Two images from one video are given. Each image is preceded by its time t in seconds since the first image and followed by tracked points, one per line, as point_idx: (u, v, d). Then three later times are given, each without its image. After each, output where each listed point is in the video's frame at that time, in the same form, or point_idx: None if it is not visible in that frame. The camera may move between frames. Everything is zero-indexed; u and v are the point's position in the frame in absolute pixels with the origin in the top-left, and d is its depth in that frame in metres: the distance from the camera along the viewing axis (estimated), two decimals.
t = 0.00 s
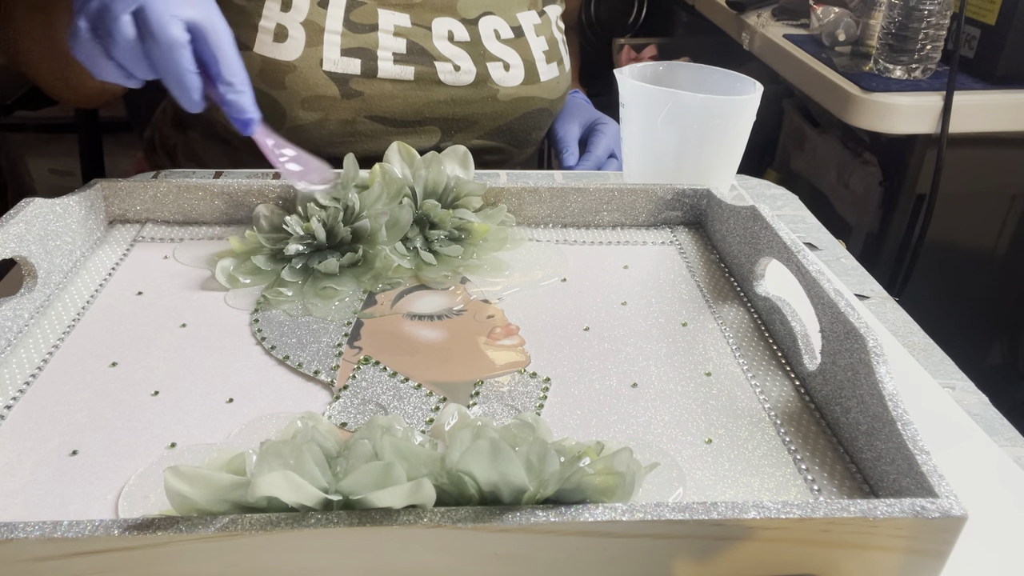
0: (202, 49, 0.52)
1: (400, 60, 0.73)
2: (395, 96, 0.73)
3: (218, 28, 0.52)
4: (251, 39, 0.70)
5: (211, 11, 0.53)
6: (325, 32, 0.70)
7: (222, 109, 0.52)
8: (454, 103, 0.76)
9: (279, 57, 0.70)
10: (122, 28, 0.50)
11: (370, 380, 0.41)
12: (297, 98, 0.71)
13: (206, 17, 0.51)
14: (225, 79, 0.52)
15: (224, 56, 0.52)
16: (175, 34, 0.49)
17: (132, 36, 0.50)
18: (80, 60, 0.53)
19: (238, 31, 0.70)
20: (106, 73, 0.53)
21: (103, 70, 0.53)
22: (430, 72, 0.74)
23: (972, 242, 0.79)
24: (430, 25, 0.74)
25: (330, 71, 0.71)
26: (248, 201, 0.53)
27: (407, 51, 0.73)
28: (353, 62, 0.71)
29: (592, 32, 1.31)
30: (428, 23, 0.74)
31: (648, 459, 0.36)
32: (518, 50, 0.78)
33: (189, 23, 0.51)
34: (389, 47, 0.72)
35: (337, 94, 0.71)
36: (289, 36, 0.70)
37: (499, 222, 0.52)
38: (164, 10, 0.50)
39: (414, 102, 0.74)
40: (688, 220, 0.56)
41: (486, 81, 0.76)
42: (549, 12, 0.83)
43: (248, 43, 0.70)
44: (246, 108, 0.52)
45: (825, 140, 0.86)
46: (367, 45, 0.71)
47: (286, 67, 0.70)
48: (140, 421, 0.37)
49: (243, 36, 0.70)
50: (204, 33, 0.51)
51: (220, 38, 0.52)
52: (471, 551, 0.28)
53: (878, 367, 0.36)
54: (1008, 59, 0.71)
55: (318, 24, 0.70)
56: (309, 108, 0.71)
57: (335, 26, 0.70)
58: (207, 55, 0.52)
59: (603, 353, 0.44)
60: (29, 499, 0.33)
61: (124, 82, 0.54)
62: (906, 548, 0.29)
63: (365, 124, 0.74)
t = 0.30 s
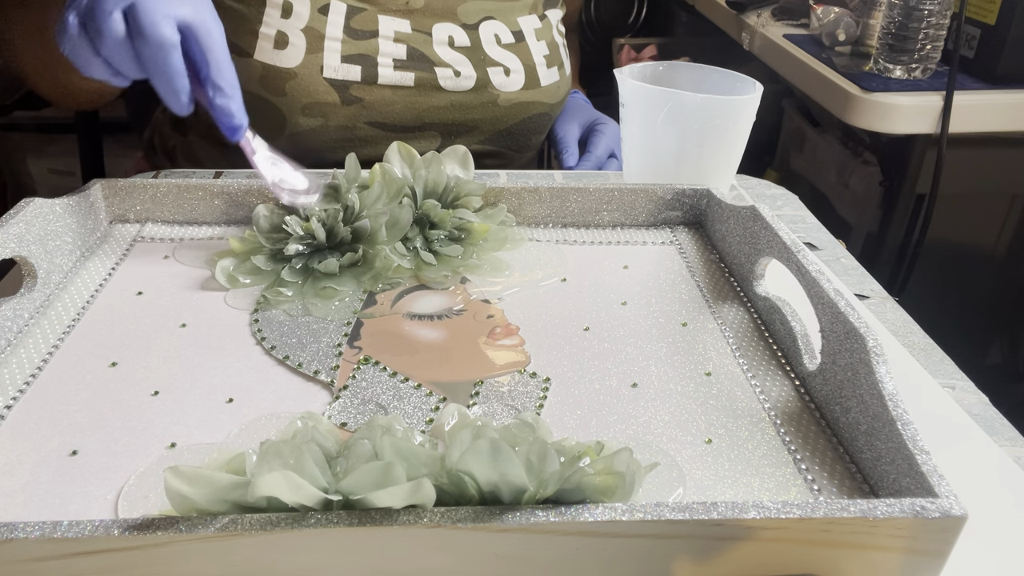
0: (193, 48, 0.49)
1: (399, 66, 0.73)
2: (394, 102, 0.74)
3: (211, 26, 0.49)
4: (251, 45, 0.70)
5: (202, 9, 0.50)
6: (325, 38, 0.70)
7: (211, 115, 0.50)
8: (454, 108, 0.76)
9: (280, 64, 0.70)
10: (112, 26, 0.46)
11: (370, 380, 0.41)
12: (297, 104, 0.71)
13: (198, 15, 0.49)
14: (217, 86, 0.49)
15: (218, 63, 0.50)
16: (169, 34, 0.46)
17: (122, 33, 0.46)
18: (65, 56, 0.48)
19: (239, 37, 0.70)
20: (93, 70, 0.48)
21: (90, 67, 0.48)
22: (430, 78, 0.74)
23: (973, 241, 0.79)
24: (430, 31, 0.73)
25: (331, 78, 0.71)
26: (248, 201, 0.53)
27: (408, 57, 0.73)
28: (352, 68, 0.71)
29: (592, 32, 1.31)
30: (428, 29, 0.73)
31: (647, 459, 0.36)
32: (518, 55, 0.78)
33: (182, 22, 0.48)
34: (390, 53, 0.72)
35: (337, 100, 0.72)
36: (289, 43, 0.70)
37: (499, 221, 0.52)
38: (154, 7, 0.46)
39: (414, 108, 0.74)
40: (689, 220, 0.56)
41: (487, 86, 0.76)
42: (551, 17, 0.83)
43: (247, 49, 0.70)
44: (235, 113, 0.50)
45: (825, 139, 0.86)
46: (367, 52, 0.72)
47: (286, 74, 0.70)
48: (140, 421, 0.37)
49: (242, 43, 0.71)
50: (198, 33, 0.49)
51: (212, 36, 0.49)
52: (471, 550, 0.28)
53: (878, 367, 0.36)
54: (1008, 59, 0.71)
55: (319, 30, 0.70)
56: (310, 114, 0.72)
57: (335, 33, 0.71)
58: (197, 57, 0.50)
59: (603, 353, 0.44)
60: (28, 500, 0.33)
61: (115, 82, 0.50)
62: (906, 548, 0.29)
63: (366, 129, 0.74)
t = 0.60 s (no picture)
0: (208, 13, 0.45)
1: (400, 69, 0.73)
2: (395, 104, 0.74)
3: None
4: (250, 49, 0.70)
5: None
6: (325, 41, 0.70)
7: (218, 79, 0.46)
8: (453, 112, 0.76)
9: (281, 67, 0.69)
10: None
11: (370, 380, 0.41)
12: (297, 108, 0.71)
13: None
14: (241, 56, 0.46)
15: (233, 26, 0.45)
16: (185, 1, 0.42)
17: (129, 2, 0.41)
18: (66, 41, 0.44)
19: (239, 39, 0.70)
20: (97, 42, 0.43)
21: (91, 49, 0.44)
22: (431, 81, 0.74)
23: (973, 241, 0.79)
24: (431, 33, 0.74)
25: (331, 82, 0.71)
26: (248, 201, 0.53)
27: (409, 60, 0.73)
28: (354, 71, 0.71)
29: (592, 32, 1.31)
30: (428, 32, 0.74)
31: (647, 459, 0.36)
32: (520, 58, 0.78)
33: None
34: (390, 57, 0.73)
35: (336, 103, 0.72)
36: (290, 46, 0.69)
37: (499, 221, 0.52)
38: None
39: (413, 110, 0.75)
40: (688, 220, 0.56)
41: (488, 89, 0.76)
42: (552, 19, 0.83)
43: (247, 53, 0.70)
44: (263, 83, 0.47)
45: (825, 139, 0.86)
46: (368, 55, 0.72)
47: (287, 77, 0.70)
48: (140, 421, 0.37)
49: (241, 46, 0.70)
50: None
51: None
52: (471, 550, 0.28)
53: (878, 367, 0.36)
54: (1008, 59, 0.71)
55: (318, 33, 0.70)
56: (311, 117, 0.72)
57: (336, 36, 0.71)
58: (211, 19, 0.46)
59: (603, 353, 0.44)
60: (28, 500, 0.33)
61: (131, 52, 0.35)
62: (906, 549, 0.29)
63: (367, 133, 0.74)
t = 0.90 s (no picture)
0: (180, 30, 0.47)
1: (401, 71, 0.73)
2: (395, 107, 0.74)
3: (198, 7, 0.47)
4: (249, 51, 0.70)
5: None
6: (325, 44, 0.70)
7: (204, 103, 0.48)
8: (454, 113, 0.76)
9: (280, 70, 0.70)
10: (100, 16, 0.42)
11: (370, 381, 0.41)
12: (297, 109, 0.71)
13: None
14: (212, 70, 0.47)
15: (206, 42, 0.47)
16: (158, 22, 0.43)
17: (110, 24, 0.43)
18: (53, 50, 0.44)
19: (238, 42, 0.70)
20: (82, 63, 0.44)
21: (80, 60, 0.44)
22: (430, 83, 0.74)
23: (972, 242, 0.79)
24: (431, 36, 0.73)
25: (331, 83, 0.71)
26: (248, 201, 0.53)
27: (409, 62, 0.73)
28: (353, 74, 0.71)
29: (592, 32, 1.31)
30: (429, 33, 0.73)
31: (647, 459, 0.36)
32: (520, 60, 0.78)
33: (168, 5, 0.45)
34: (390, 58, 0.72)
35: (338, 106, 0.72)
36: (289, 49, 0.70)
37: (499, 221, 0.52)
38: None
39: (413, 114, 0.75)
40: (688, 220, 0.56)
41: (489, 91, 0.76)
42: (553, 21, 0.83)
43: (246, 54, 0.70)
44: (231, 99, 0.48)
45: (825, 139, 0.87)
46: (367, 58, 0.72)
47: (287, 80, 0.70)
48: (140, 421, 0.37)
49: (241, 48, 0.70)
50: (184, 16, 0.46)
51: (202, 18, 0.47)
52: (472, 550, 0.28)
53: (878, 367, 0.36)
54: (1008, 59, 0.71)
55: (319, 35, 0.70)
56: (311, 120, 0.72)
57: (335, 38, 0.71)
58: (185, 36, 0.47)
59: (603, 353, 0.44)
60: (28, 500, 0.33)
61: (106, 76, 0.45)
62: (906, 548, 0.29)
63: (366, 135, 0.75)
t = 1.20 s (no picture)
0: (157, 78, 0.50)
1: (397, 63, 0.73)
2: (391, 98, 0.73)
3: (171, 55, 0.50)
4: (246, 44, 0.70)
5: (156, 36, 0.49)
6: (321, 36, 0.70)
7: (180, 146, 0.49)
8: (450, 105, 0.76)
9: (276, 62, 0.70)
10: (68, 65, 0.47)
11: (370, 381, 0.41)
12: (293, 101, 0.71)
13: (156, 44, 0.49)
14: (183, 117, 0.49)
15: (181, 92, 0.49)
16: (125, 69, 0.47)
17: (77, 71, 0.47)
18: (33, 95, 0.50)
19: (235, 35, 0.70)
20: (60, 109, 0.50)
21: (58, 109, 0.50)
22: (427, 75, 0.74)
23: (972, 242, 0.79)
24: (426, 27, 0.74)
25: (326, 75, 0.71)
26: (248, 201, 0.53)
27: (405, 54, 0.73)
28: (349, 65, 0.71)
29: (592, 32, 1.31)
30: (424, 25, 0.73)
31: (647, 459, 0.36)
32: (516, 53, 0.78)
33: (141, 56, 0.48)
34: (386, 50, 0.72)
35: (334, 98, 0.72)
36: (286, 41, 0.70)
37: (499, 221, 0.52)
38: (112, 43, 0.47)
39: (412, 105, 0.74)
40: (689, 220, 0.56)
41: (484, 83, 0.76)
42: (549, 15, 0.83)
43: (243, 47, 0.70)
44: (203, 143, 0.49)
45: (825, 139, 0.87)
46: (365, 50, 0.72)
47: (283, 72, 0.70)
48: (139, 421, 0.37)
49: (238, 42, 0.70)
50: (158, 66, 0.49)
51: (177, 68, 0.50)
52: (472, 550, 0.28)
53: (878, 367, 0.36)
54: (1009, 58, 0.71)
55: (314, 27, 0.70)
56: (308, 112, 0.72)
57: (332, 29, 0.70)
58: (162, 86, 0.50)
59: (602, 353, 0.44)
60: (27, 500, 0.33)
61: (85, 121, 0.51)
62: (906, 548, 0.29)
63: (363, 126, 0.74)
